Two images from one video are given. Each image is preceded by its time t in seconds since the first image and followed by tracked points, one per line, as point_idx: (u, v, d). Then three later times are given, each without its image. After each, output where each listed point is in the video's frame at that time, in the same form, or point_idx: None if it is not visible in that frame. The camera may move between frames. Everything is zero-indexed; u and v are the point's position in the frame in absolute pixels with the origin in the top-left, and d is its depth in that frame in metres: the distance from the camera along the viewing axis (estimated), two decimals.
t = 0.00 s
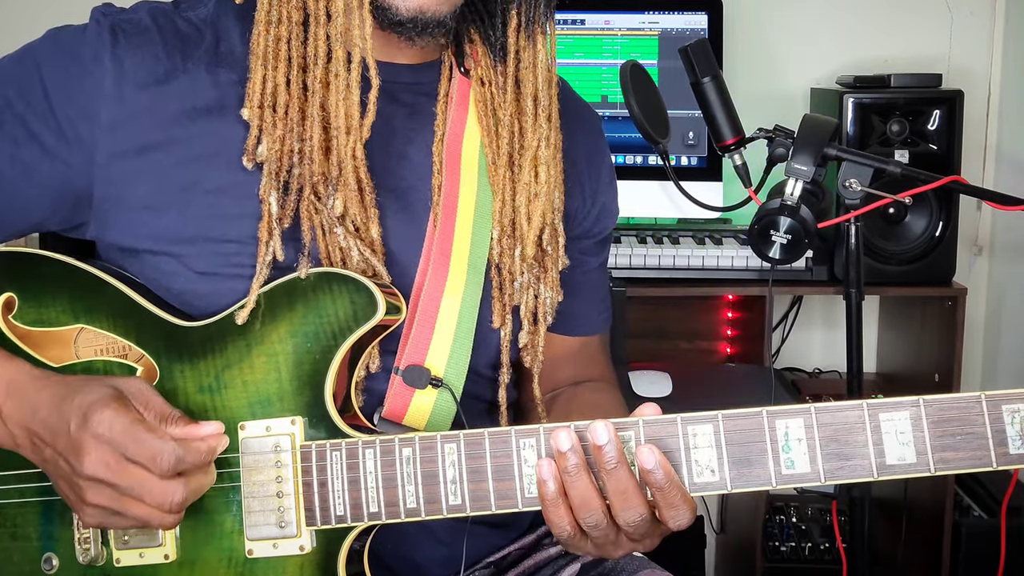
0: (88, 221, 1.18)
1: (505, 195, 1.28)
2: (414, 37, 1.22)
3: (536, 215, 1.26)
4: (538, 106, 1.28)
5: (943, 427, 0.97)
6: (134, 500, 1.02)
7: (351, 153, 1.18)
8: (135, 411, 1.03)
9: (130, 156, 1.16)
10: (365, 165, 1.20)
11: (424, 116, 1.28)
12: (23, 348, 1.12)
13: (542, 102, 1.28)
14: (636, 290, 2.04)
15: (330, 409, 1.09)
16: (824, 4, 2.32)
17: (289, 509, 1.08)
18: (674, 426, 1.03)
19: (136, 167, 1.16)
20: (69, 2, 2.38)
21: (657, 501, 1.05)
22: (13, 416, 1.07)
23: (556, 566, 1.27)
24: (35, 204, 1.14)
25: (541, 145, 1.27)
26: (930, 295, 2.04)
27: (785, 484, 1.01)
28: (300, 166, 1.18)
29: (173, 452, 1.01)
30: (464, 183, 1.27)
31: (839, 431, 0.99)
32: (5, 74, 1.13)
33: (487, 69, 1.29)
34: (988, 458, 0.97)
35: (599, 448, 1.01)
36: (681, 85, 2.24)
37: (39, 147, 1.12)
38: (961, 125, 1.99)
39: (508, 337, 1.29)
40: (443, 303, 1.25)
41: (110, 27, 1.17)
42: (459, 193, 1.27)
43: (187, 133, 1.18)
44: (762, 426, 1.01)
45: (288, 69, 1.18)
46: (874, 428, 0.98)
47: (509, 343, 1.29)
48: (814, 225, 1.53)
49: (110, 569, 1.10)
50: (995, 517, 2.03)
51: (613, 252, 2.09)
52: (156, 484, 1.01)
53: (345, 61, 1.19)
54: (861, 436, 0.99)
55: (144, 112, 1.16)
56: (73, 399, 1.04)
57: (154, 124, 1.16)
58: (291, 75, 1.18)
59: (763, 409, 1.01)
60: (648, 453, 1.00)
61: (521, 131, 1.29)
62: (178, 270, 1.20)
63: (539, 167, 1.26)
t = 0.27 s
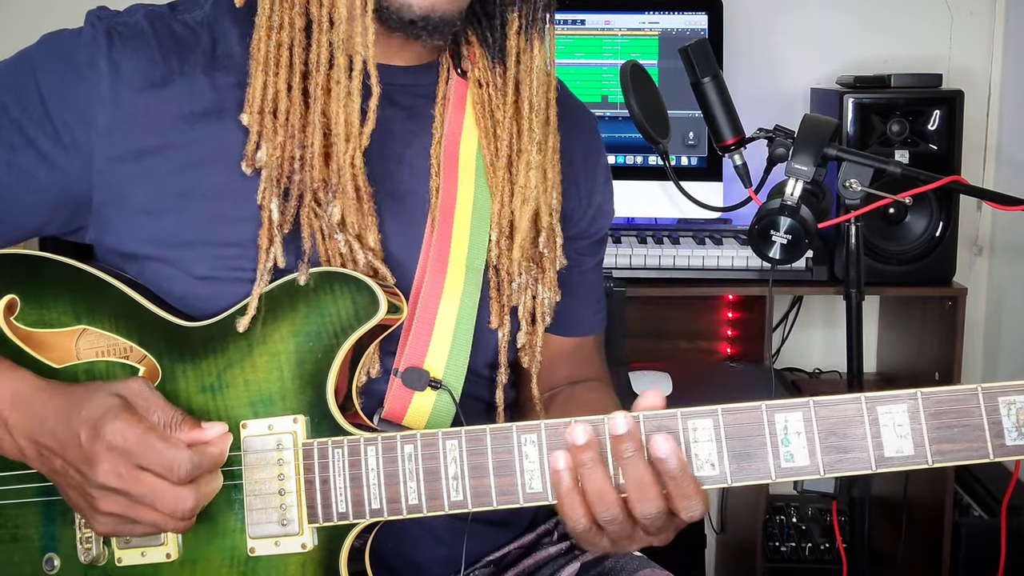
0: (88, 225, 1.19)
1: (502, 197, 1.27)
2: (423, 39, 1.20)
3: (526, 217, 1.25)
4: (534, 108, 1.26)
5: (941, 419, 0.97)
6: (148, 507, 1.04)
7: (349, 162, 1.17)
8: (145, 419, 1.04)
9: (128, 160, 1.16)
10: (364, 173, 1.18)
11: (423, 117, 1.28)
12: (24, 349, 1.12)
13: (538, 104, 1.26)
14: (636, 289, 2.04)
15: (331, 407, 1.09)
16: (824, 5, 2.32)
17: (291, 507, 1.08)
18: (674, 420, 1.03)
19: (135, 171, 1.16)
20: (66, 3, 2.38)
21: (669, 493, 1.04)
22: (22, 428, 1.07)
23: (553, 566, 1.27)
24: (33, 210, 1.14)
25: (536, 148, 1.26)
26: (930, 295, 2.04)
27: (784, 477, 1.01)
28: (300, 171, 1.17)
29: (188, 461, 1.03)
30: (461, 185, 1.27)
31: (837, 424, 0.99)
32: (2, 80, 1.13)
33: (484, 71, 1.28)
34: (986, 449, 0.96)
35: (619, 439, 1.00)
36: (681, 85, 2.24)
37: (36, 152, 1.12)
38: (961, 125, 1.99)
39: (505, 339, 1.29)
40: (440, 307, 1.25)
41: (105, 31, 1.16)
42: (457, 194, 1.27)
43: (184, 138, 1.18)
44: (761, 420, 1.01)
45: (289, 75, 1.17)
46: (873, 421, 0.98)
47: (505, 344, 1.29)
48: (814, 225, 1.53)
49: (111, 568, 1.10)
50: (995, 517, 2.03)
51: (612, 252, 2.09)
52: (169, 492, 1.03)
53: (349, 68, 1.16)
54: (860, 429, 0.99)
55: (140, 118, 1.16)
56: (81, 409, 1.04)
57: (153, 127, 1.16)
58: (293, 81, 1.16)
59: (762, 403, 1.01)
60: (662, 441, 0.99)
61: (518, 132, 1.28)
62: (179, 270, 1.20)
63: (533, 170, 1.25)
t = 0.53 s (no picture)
0: (86, 227, 1.19)
1: (500, 195, 1.25)
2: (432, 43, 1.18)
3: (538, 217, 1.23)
4: (538, 105, 1.22)
5: (933, 410, 0.97)
6: (147, 525, 1.05)
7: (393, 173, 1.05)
8: (148, 438, 1.06)
9: (124, 163, 1.16)
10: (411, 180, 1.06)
11: (421, 118, 1.28)
12: (23, 352, 1.13)
13: (542, 101, 1.22)
14: (636, 289, 2.04)
15: (326, 405, 1.09)
16: (824, 5, 2.32)
17: (287, 505, 1.08)
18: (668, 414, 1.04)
19: (132, 174, 1.16)
20: (65, 6, 2.39)
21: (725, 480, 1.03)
22: (19, 436, 1.07)
23: (553, 566, 1.27)
24: (33, 213, 1.16)
25: (544, 145, 1.22)
26: (930, 295, 2.04)
27: (777, 469, 1.02)
28: (316, 179, 1.11)
29: (190, 482, 1.04)
30: (459, 188, 1.28)
31: (830, 416, 0.99)
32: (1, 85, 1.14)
33: (482, 69, 1.25)
34: (978, 438, 0.96)
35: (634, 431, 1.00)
36: (681, 85, 2.24)
37: (34, 156, 1.13)
38: (961, 125, 1.99)
39: (503, 337, 1.29)
40: (438, 307, 1.25)
41: (102, 33, 1.17)
42: (454, 194, 1.28)
43: (181, 140, 1.18)
44: (754, 413, 1.01)
45: (302, 81, 1.11)
46: (865, 413, 0.98)
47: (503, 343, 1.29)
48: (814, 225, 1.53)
49: (109, 569, 1.10)
50: (995, 516, 2.02)
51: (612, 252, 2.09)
52: (168, 511, 1.04)
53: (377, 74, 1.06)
54: (853, 421, 0.99)
55: (136, 122, 1.16)
56: (83, 424, 1.05)
57: (151, 129, 1.16)
58: (306, 87, 1.11)
59: (755, 396, 1.02)
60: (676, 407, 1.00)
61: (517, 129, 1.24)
62: (177, 271, 1.20)
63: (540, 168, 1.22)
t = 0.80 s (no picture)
0: (86, 228, 1.19)
1: (499, 197, 1.26)
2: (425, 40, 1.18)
3: (534, 216, 1.23)
4: (536, 104, 1.24)
5: (932, 411, 0.97)
6: (149, 521, 1.05)
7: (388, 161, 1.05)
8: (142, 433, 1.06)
9: (124, 163, 1.16)
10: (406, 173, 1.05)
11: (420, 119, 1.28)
12: (24, 352, 1.13)
13: (540, 100, 1.23)
14: (636, 289, 2.04)
15: (325, 405, 1.09)
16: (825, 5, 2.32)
17: (285, 506, 1.08)
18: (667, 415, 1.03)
19: (132, 174, 1.16)
20: (66, 6, 2.39)
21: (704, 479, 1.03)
22: (14, 439, 1.08)
23: (557, 563, 1.27)
24: (35, 214, 1.15)
25: (541, 145, 1.23)
26: (930, 295, 2.04)
27: (777, 470, 1.02)
28: (318, 171, 1.15)
29: (189, 473, 1.04)
30: (460, 188, 1.28)
31: (829, 417, 0.99)
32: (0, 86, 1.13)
33: (483, 70, 1.26)
34: (978, 439, 0.96)
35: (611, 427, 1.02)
36: (681, 85, 2.24)
37: (34, 157, 1.13)
38: (961, 126, 1.99)
39: (503, 339, 1.29)
40: (438, 307, 1.26)
41: (103, 34, 1.17)
42: (454, 193, 1.27)
43: (181, 140, 1.18)
44: (753, 413, 1.01)
45: (302, 75, 1.13)
46: (865, 413, 0.98)
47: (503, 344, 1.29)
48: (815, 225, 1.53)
49: (109, 570, 1.10)
50: (995, 517, 2.02)
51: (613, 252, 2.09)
52: (170, 505, 1.04)
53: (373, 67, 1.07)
54: (852, 422, 0.99)
55: (135, 123, 1.16)
56: (78, 425, 1.05)
57: (151, 130, 1.16)
58: (305, 82, 1.13)
59: (754, 396, 1.02)
60: (649, 407, 1.01)
61: (518, 130, 1.25)
62: (177, 271, 1.20)
63: (537, 168, 1.22)
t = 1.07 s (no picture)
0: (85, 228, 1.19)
1: (502, 215, 1.27)
2: (389, 37, 1.22)
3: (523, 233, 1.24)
4: (533, 123, 1.24)
5: (932, 409, 0.96)
6: (136, 528, 1.05)
7: (333, 149, 1.14)
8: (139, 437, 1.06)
9: (124, 163, 1.16)
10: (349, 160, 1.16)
11: (420, 119, 1.28)
12: (24, 352, 1.13)
13: (536, 119, 1.24)
14: (637, 289, 2.03)
15: (325, 405, 1.09)
16: (825, 4, 2.32)
17: (286, 505, 1.08)
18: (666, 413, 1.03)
19: (132, 174, 1.16)
20: (65, 6, 2.39)
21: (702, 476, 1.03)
22: (13, 437, 1.08)
23: (558, 563, 1.28)
24: (35, 213, 1.15)
25: (531, 163, 1.24)
26: (930, 295, 2.04)
27: (777, 468, 1.02)
28: (294, 157, 1.15)
29: (181, 482, 1.05)
30: (458, 189, 1.27)
31: (828, 415, 0.99)
32: (3, 86, 1.15)
33: (487, 85, 1.27)
34: (978, 438, 0.96)
35: (608, 424, 1.02)
36: (681, 85, 2.24)
37: (34, 157, 1.13)
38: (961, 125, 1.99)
39: (501, 353, 1.29)
40: (437, 310, 1.25)
41: (102, 34, 1.17)
42: (452, 203, 1.27)
43: (180, 140, 1.18)
44: (752, 412, 1.02)
45: (283, 62, 1.15)
46: (864, 412, 0.98)
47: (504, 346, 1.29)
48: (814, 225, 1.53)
49: (109, 569, 1.10)
50: (995, 517, 2.02)
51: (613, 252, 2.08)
52: (158, 515, 1.04)
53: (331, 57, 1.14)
54: (851, 420, 0.99)
55: (134, 123, 1.16)
56: (77, 426, 1.05)
57: (150, 130, 1.16)
58: (285, 68, 1.15)
59: (753, 395, 1.02)
60: (647, 403, 1.02)
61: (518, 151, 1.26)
62: (177, 271, 1.20)
63: (528, 185, 1.24)
